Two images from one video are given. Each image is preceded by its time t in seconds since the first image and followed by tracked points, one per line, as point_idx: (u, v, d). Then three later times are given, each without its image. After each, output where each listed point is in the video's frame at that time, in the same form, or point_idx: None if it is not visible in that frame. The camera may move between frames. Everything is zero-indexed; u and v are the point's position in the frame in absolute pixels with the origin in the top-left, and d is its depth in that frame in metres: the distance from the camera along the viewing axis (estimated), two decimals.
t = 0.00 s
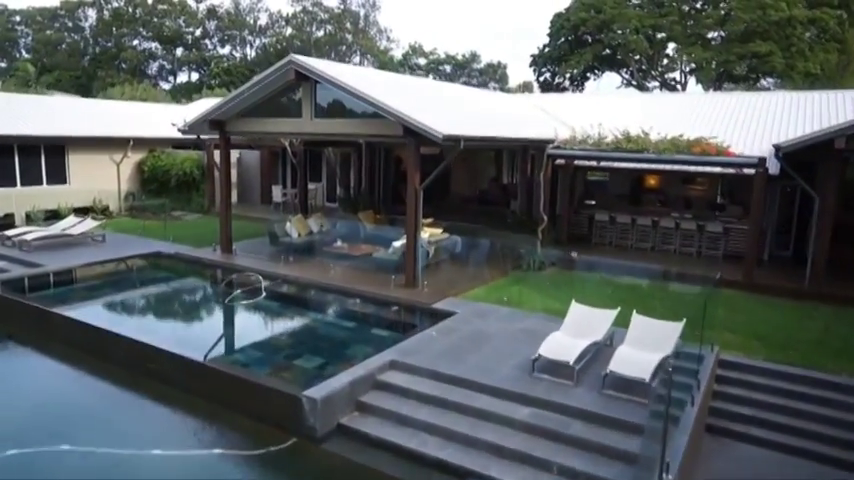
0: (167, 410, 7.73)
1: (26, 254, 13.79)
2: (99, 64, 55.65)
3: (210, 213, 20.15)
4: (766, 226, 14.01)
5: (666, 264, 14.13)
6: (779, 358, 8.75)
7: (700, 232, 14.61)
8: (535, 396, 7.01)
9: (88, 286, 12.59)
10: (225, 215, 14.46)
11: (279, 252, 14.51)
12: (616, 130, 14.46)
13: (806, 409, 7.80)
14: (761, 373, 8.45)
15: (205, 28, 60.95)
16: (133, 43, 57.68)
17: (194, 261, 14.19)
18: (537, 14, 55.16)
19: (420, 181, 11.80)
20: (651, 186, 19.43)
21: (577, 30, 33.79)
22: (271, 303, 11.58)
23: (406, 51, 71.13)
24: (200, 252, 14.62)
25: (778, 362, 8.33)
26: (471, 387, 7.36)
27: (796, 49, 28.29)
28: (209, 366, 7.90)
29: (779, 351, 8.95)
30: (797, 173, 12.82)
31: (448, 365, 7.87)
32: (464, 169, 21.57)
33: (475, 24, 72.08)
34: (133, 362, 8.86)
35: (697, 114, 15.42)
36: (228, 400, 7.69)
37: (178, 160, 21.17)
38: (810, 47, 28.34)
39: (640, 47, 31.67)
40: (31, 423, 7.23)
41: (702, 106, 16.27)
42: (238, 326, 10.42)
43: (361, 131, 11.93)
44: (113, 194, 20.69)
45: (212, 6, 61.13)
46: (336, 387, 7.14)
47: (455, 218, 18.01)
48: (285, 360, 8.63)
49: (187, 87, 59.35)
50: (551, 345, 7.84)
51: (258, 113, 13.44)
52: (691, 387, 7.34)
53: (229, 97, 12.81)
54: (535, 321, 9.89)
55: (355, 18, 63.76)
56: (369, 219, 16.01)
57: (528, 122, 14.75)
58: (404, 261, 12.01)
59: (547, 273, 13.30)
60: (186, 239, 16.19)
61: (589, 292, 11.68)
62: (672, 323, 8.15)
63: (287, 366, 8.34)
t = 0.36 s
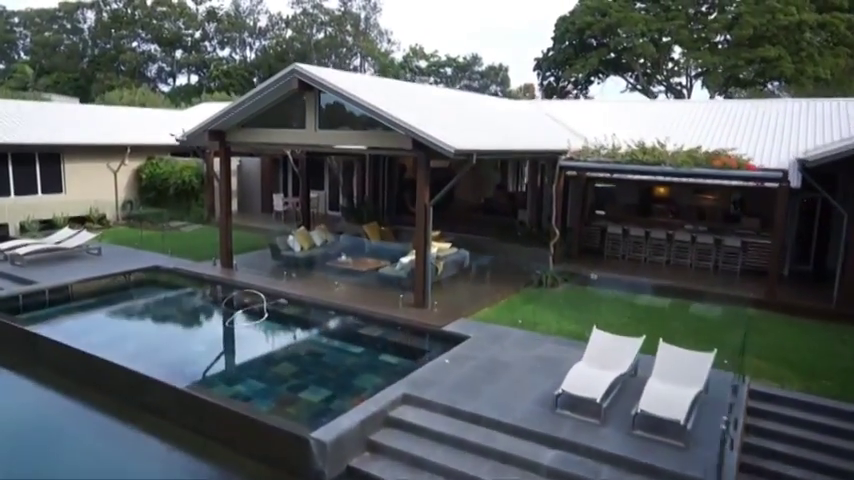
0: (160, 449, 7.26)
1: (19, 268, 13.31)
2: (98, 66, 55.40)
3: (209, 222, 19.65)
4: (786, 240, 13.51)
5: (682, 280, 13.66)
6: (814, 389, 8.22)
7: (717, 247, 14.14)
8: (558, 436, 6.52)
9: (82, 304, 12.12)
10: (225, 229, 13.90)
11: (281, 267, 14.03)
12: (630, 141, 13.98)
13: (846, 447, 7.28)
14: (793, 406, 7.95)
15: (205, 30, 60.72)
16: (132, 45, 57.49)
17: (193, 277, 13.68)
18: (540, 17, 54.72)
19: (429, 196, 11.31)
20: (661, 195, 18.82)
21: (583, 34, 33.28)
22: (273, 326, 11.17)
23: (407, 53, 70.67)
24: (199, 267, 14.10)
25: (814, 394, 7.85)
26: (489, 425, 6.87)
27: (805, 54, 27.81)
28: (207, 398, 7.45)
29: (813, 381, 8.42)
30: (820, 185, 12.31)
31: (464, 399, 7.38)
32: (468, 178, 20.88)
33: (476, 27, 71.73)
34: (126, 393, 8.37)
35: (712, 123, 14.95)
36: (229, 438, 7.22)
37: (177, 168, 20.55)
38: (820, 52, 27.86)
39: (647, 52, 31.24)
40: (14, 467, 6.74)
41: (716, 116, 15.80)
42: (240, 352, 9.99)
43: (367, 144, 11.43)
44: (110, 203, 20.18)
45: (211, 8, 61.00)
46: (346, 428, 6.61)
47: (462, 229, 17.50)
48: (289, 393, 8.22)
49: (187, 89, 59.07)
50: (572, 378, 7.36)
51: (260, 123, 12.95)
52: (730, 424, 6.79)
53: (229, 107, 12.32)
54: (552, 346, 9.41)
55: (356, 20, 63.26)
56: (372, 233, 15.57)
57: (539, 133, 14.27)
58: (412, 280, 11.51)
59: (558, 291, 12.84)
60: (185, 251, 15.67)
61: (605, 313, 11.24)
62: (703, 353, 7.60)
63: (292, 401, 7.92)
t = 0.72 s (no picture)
0: None
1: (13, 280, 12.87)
2: (94, 66, 54.96)
3: (208, 229, 19.32)
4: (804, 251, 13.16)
5: (697, 292, 13.32)
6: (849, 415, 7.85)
7: (733, 258, 13.78)
8: (587, 471, 6.17)
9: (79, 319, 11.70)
10: (226, 241, 13.42)
11: (284, 279, 13.63)
12: (644, 148, 13.59)
13: None
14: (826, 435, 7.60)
15: (200, 31, 60.60)
16: (128, 45, 57.19)
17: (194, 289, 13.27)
18: (540, 17, 54.33)
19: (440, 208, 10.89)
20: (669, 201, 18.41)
21: (585, 36, 32.85)
22: (278, 343, 10.83)
23: (405, 54, 70.27)
24: (200, 279, 13.66)
25: (851, 420, 7.50)
26: (512, 459, 6.51)
27: (812, 56, 27.52)
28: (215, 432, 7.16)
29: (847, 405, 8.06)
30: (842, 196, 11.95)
31: (485, 428, 7.00)
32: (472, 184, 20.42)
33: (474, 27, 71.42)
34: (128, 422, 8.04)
35: (726, 131, 14.57)
36: (237, 473, 6.91)
37: (174, 174, 19.69)
38: (828, 55, 27.56)
39: (650, 54, 30.93)
40: None
41: (729, 122, 15.44)
42: (244, 374, 9.65)
43: (376, 153, 11.02)
44: (107, 209, 19.74)
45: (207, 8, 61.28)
46: (362, 465, 6.22)
47: (469, 237, 17.09)
48: (297, 421, 7.95)
49: (183, 90, 58.69)
50: (600, 408, 6.96)
51: (263, 131, 12.51)
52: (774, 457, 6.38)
53: (232, 115, 11.87)
54: (571, 366, 9.05)
55: (354, 20, 62.77)
56: (377, 243, 15.19)
57: (550, 141, 13.88)
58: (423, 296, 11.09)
59: (570, 304, 12.52)
60: (185, 261, 15.17)
61: (621, 329, 10.90)
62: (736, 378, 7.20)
63: (301, 431, 7.64)
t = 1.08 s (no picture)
0: None
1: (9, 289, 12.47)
2: (87, 66, 54.39)
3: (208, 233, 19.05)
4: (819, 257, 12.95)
5: (712, 300, 13.07)
6: None
7: (746, 264, 13.55)
8: None
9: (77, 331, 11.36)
10: (229, 250, 13.07)
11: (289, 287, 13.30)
12: (657, 154, 13.34)
13: None
14: None
15: (196, 30, 61.32)
16: (122, 45, 56.84)
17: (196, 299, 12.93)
18: (538, 17, 54.16)
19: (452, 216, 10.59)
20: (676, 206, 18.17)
21: (586, 38, 32.58)
22: (285, 356, 10.50)
23: (402, 54, 70.00)
24: (202, 287, 13.29)
25: None
26: None
27: (816, 58, 27.34)
28: (229, 456, 7.02)
29: None
30: None
31: (510, 451, 6.70)
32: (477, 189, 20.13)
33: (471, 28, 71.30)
34: (133, 444, 7.76)
35: (739, 135, 14.34)
36: None
37: (173, 178, 19.47)
38: (831, 56, 27.42)
39: (652, 56, 30.75)
40: None
41: (740, 126, 15.22)
42: (252, 391, 9.34)
43: (386, 160, 10.69)
44: (104, 214, 19.32)
45: (202, 8, 61.61)
46: None
47: (475, 242, 16.78)
48: (310, 443, 7.67)
49: (177, 90, 58.33)
50: (631, 429, 6.68)
51: (268, 136, 12.17)
52: None
53: (236, 120, 11.53)
54: (591, 380, 8.77)
55: (351, 20, 62.40)
56: (384, 249, 14.88)
57: (560, 146, 13.63)
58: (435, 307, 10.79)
59: (582, 313, 12.28)
60: (186, 268, 14.84)
61: (637, 339, 10.65)
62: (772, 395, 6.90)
63: (315, 454, 7.37)
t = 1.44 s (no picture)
0: None
1: (10, 299, 12.11)
2: (81, 67, 53.79)
3: (212, 239, 18.58)
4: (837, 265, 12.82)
5: (729, 308, 12.89)
6: None
7: (763, 272, 13.38)
8: None
9: (80, 342, 11.05)
10: (237, 258, 12.74)
11: (298, 297, 13.01)
12: (672, 160, 13.14)
13: None
14: None
15: (191, 31, 61.03)
16: (116, 46, 56.43)
17: (203, 309, 12.59)
18: (536, 20, 54.10)
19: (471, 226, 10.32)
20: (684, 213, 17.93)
21: (588, 40, 32.54)
22: (299, 370, 10.20)
23: (399, 56, 69.86)
24: (209, 297, 12.95)
25: None
26: None
27: (820, 61, 27.31)
28: None
29: None
30: None
31: (545, 473, 6.45)
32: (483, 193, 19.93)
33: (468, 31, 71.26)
34: (144, 464, 7.49)
35: (755, 140, 14.11)
36: None
37: (175, 183, 18.88)
38: (836, 60, 27.41)
39: (657, 59, 30.56)
40: None
41: (755, 130, 15.00)
42: (268, 408, 9.04)
43: (403, 168, 10.41)
44: (104, 219, 18.95)
45: (197, 9, 61.65)
46: None
47: (485, 249, 16.52)
48: (331, 465, 7.41)
49: (172, 92, 57.95)
50: (674, 452, 6.43)
51: (279, 141, 11.86)
52: None
53: (247, 125, 11.25)
54: (618, 396, 8.52)
55: (348, 22, 62.09)
56: (394, 257, 14.63)
57: (575, 152, 13.42)
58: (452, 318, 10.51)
59: (599, 323, 12.05)
60: (192, 278, 14.32)
61: (660, 351, 10.43)
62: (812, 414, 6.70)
63: (337, 477, 7.10)
